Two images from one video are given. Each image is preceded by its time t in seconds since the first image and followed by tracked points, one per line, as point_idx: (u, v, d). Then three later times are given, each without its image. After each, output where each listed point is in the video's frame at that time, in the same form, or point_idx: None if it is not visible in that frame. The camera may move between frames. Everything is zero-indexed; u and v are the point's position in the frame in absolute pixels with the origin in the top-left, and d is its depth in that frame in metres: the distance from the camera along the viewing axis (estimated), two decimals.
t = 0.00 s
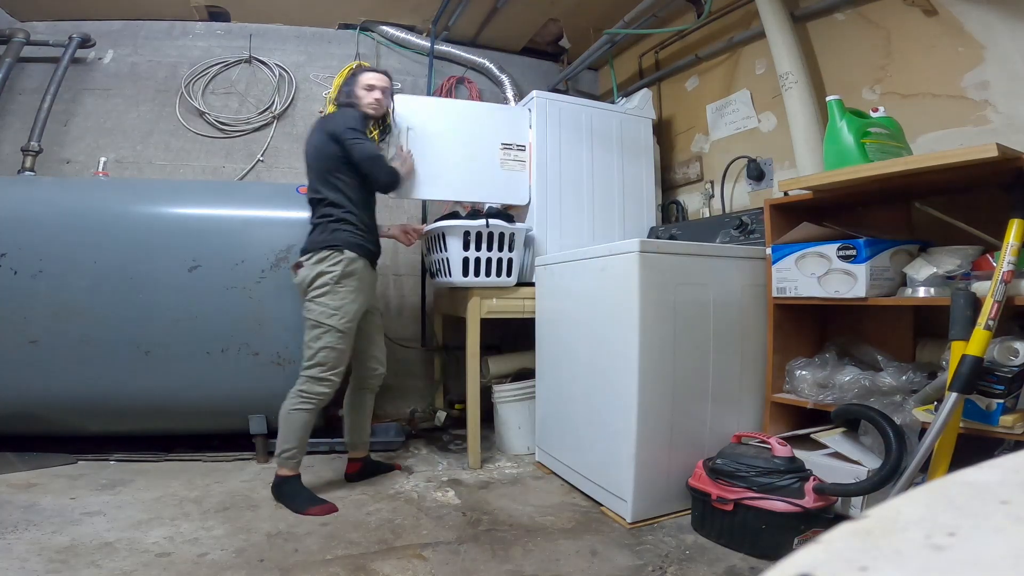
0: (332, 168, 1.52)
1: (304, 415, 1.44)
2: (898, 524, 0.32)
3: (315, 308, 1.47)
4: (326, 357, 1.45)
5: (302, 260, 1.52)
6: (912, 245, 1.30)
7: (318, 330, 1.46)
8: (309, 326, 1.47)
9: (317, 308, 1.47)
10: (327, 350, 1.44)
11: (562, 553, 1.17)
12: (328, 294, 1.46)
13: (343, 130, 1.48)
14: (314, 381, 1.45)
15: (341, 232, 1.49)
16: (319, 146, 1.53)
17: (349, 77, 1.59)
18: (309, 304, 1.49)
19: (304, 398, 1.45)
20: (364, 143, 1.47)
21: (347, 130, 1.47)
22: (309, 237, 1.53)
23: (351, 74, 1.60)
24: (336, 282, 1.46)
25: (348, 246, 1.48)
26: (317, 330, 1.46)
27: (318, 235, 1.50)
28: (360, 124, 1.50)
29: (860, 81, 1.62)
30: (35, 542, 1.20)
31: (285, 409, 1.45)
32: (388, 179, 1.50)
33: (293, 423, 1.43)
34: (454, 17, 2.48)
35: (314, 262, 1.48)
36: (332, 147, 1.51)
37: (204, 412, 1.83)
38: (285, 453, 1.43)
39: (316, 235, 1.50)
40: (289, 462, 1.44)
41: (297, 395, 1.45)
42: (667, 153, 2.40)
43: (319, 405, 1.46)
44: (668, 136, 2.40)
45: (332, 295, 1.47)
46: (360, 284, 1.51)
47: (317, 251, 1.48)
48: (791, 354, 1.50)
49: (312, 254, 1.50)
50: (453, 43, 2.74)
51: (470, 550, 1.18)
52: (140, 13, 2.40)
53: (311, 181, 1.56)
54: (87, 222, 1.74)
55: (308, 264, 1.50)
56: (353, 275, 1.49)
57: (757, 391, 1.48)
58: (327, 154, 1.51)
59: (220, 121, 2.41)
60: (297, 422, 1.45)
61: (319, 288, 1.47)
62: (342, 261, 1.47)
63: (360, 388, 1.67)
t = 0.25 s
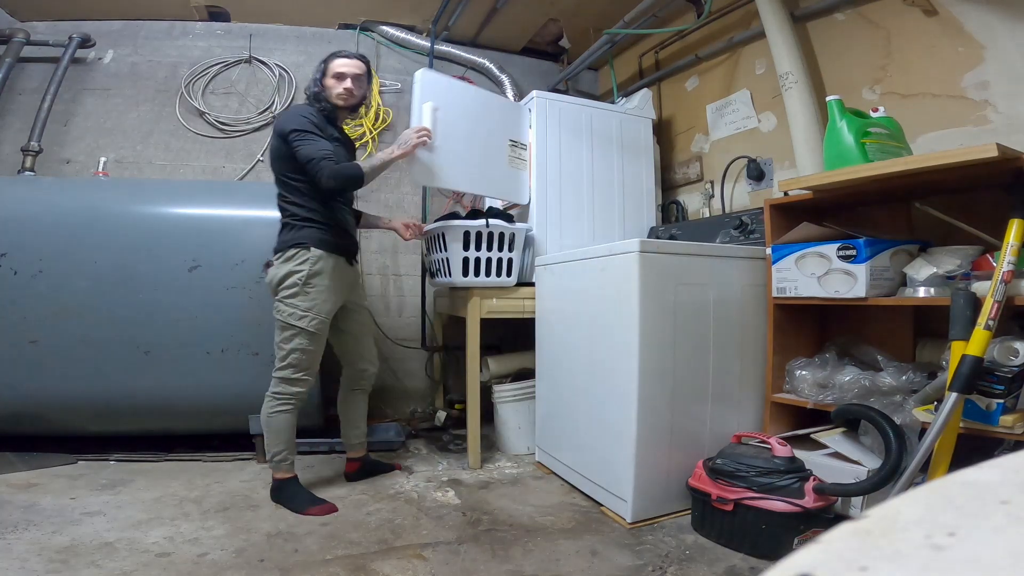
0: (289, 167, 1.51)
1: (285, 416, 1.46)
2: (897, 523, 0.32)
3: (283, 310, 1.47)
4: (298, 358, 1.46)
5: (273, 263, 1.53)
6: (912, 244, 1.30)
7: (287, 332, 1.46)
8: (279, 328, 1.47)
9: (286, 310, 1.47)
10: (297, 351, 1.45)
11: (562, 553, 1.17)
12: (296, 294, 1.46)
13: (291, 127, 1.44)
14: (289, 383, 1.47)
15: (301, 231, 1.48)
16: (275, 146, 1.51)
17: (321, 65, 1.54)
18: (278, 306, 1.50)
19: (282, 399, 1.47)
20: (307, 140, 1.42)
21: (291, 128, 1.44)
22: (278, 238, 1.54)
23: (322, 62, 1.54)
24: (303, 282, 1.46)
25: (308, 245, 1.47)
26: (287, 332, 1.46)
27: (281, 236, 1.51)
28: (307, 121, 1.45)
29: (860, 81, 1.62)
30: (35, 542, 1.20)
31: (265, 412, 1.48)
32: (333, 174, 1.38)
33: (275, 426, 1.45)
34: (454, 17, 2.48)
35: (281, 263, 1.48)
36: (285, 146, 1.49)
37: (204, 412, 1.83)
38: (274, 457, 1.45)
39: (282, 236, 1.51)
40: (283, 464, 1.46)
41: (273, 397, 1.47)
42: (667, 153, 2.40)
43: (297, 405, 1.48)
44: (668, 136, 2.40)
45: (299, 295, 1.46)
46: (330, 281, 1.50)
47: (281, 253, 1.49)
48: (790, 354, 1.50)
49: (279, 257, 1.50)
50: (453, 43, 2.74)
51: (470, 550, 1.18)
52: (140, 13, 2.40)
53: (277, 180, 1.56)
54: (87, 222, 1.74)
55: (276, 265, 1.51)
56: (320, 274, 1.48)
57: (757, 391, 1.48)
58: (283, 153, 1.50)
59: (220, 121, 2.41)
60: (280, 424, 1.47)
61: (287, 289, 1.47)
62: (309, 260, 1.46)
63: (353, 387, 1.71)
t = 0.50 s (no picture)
0: (279, 163, 1.51)
1: (277, 416, 1.47)
2: (898, 523, 0.32)
3: (267, 310, 1.47)
4: (286, 357, 1.46)
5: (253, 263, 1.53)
6: (912, 245, 1.30)
7: (273, 332, 1.46)
8: (264, 329, 1.47)
9: (271, 309, 1.47)
10: (285, 350, 1.45)
11: (562, 553, 1.17)
12: (278, 294, 1.46)
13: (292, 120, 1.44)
14: (279, 383, 1.47)
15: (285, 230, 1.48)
16: (266, 141, 1.50)
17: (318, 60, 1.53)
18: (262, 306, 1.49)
19: (273, 400, 1.47)
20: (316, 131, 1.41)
21: (291, 121, 1.43)
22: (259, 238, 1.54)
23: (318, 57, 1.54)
24: (287, 281, 1.46)
25: (290, 244, 1.47)
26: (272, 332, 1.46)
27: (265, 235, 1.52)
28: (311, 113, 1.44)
29: (860, 81, 1.62)
30: (35, 542, 1.20)
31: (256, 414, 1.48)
32: (355, 158, 1.36)
33: (268, 427, 1.45)
34: (454, 17, 2.49)
35: (264, 263, 1.48)
36: (279, 140, 1.48)
37: (204, 412, 1.83)
38: (273, 460, 1.44)
39: (262, 235, 1.51)
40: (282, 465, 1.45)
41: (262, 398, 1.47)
42: (667, 153, 2.40)
43: (289, 404, 1.48)
44: (668, 136, 2.40)
45: (283, 294, 1.46)
46: (312, 277, 1.50)
47: (264, 253, 1.49)
48: (791, 353, 1.50)
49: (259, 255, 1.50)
50: (453, 43, 2.74)
51: (470, 550, 1.18)
52: (140, 13, 2.40)
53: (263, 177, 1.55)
54: (86, 221, 1.74)
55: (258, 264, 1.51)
56: (303, 272, 1.48)
57: (756, 391, 1.48)
58: (275, 147, 1.49)
59: (220, 121, 2.41)
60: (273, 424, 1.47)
61: (271, 289, 1.47)
62: (292, 259, 1.46)
63: (343, 381, 1.73)
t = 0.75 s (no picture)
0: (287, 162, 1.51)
1: (284, 417, 1.46)
2: (898, 523, 0.32)
3: (273, 310, 1.46)
4: (294, 358, 1.46)
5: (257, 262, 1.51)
6: (912, 245, 1.30)
7: (281, 332, 1.46)
8: (271, 329, 1.47)
9: (277, 310, 1.46)
10: (292, 351, 1.45)
11: (562, 553, 1.17)
12: (284, 294, 1.45)
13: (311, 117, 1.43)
14: (286, 384, 1.46)
15: (287, 230, 1.48)
16: (274, 137, 1.50)
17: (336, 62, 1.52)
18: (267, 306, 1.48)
19: (280, 401, 1.46)
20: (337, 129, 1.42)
21: (311, 117, 1.43)
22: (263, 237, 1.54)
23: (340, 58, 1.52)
24: (293, 281, 1.46)
25: (295, 245, 1.47)
26: (279, 333, 1.46)
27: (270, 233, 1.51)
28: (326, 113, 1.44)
29: (860, 81, 1.62)
30: (35, 541, 1.20)
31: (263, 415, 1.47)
32: (378, 160, 1.38)
33: (275, 427, 1.44)
34: (454, 17, 2.49)
35: (269, 263, 1.47)
36: (289, 137, 1.48)
37: (204, 412, 1.83)
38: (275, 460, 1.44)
39: (268, 234, 1.51)
40: (284, 465, 1.45)
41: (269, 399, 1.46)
42: (667, 153, 2.40)
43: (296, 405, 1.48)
44: (668, 136, 2.40)
45: (288, 295, 1.46)
46: (317, 277, 1.50)
47: (270, 252, 1.48)
48: (791, 353, 1.50)
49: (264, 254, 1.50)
50: (453, 43, 2.74)
51: (470, 550, 1.18)
52: (140, 13, 2.40)
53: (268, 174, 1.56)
54: (86, 221, 1.74)
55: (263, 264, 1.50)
56: (309, 272, 1.48)
57: (756, 391, 1.48)
58: (286, 143, 1.49)
59: (220, 121, 2.41)
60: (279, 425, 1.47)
61: (276, 290, 1.46)
62: (297, 259, 1.47)
63: (340, 381, 1.75)
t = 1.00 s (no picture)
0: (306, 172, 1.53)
1: (290, 417, 1.45)
2: (898, 523, 0.32)
3: (294, 309, 1.47)
4: (309, 359, 1.45)
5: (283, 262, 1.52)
6: (912, 245, 1.30)
7: (299, 332, 1.46)
8: (290, 328, 1.47)
9: (298, 310, 1.47)
10: (308, 352, 1.45)
11: (562, 553, 1.17)
12: (307, 295, 1.46)
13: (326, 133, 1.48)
14: (297, 384, 1.45)
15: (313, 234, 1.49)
16: (297, 146, 1.53)
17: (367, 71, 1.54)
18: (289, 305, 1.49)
19: (289, 400, 1.45)
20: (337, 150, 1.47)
21: (325, 132, 1.48)
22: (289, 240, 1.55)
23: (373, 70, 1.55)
24: (316, 284, 1.46)
25: (322, 248, 1.48)
26: (298, 333, 1.46)
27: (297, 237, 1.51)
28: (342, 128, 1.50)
29: (860, 81, 1.62)
30: (35, 541, 1.20)
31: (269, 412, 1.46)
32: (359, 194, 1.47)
33: (280, 426, 1.43)
34: (454, 17, 2.49)
35: (293, 263, 1.48)
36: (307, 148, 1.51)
37: (204, 412, 1.83)
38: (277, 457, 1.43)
39: (294, 237, 1.52)
40: (287, 464, 1.45)
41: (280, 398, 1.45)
42: (667, 153, 2.40)
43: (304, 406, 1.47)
44: (669, 136, 2.40)
45: (312, 296, 1.46)
46: (339, 283, 1.51)
47: (295, 253, 1.49)
48: (791, 353, 1.50)
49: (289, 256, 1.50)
50: (453, 43, 2.75)
51: (470, 550, 1.18)
52: (140, 13, 2.40)
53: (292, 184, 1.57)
54: (87, 221, 1.74)
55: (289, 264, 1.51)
56: (333, 276, 1.49)
57: (756, 391, 1.48)
58: (310, 152, 1.50)
59: (220, 121, 2.41)
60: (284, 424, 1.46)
61: (299, 290, 1.47)
62: (323, 262, 1.47)
63: (362, 382, 1.78)
